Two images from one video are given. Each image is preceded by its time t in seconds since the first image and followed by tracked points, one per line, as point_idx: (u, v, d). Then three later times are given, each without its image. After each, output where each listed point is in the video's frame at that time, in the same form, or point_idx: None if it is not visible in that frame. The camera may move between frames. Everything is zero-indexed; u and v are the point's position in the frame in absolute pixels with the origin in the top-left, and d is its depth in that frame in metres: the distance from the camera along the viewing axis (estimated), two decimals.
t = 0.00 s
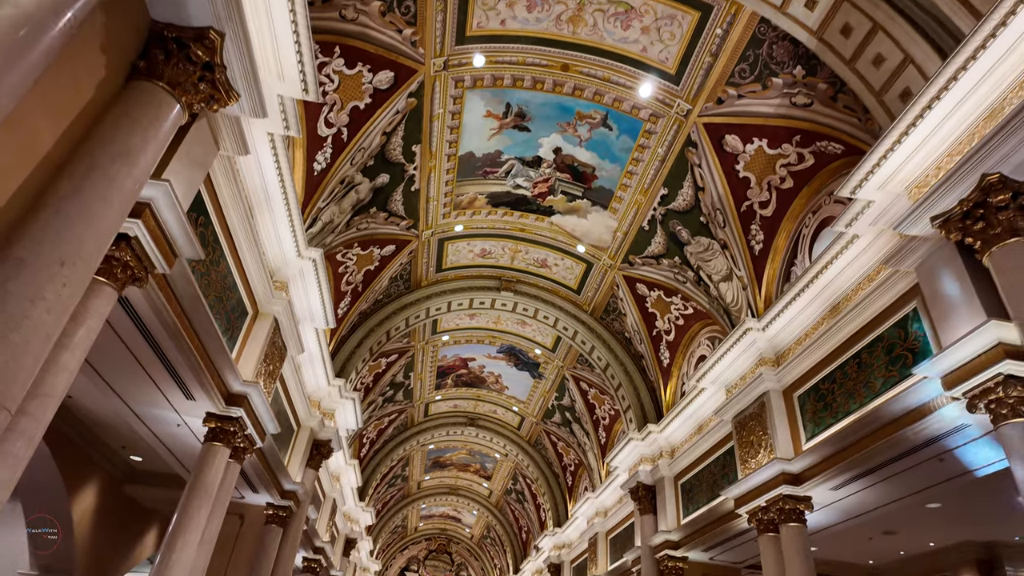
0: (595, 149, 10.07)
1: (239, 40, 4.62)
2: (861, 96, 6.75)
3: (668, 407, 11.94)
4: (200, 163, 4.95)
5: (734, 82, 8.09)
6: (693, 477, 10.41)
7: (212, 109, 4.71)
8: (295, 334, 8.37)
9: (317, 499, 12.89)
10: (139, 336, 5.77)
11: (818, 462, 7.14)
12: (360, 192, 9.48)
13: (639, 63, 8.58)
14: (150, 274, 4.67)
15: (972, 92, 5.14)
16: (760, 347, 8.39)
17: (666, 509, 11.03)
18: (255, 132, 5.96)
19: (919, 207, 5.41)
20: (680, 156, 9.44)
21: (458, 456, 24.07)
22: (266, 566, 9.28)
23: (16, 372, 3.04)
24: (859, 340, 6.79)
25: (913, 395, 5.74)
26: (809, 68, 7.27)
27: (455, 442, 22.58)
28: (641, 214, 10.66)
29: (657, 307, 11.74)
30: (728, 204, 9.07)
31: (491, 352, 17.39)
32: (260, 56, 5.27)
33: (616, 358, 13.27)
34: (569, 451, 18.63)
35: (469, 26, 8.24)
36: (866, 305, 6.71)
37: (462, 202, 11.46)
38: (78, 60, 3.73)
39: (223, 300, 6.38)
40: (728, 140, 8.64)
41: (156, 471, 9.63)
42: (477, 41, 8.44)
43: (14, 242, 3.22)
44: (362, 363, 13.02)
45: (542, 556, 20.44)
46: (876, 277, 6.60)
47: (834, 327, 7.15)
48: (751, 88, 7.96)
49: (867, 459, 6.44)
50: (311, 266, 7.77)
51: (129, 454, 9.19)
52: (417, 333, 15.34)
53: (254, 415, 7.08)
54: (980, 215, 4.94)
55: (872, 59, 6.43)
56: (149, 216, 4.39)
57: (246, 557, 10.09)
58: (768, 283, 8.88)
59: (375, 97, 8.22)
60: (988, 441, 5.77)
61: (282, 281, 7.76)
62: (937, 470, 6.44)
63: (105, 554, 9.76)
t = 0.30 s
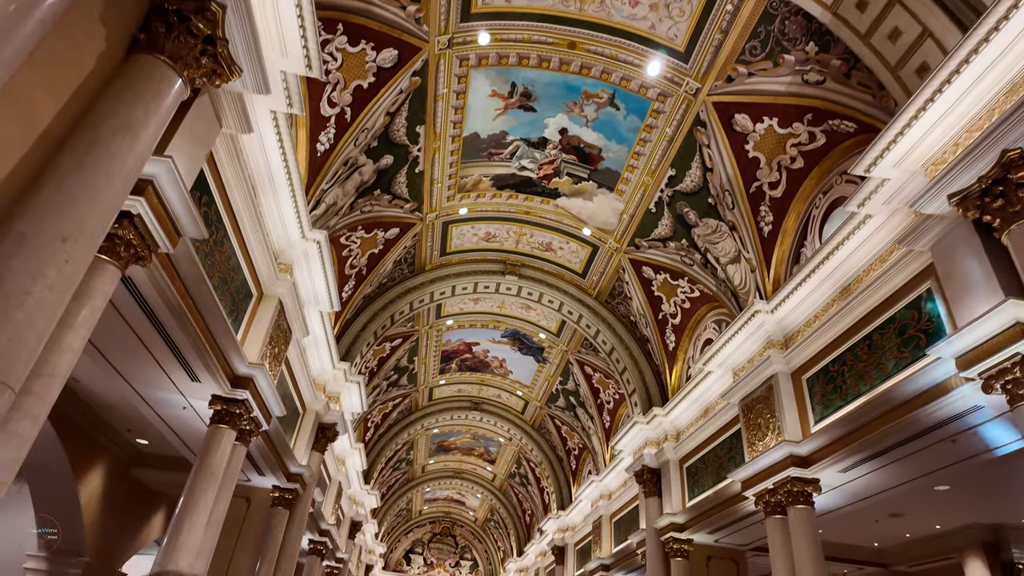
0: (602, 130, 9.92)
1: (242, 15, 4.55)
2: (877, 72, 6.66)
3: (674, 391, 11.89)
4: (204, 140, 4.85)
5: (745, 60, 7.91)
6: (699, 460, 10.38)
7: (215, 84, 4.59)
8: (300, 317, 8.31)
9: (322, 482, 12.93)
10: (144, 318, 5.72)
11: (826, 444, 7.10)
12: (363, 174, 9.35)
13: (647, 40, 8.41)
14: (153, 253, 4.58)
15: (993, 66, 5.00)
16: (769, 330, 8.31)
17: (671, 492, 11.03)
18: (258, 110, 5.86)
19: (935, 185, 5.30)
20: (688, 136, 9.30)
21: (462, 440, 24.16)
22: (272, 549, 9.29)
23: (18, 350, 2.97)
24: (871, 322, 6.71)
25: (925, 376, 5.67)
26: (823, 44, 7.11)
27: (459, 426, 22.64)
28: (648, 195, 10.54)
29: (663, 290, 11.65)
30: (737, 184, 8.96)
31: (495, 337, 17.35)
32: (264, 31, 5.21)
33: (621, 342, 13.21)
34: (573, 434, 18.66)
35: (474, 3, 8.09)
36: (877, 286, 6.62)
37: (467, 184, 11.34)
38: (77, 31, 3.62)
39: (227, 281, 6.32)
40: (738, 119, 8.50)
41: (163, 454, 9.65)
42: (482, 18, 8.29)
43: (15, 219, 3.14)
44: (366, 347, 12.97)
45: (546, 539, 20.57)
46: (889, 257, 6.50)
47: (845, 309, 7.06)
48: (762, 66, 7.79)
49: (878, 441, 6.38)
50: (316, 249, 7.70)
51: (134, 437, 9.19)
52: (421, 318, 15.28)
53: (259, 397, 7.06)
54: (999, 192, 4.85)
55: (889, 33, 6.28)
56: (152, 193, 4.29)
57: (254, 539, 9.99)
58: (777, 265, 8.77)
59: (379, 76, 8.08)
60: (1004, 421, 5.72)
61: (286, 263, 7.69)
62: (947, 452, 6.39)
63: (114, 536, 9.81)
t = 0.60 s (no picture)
0: (605, 111, 9.77)
1: None
2: (887, 49, 6.53)
3: (676, 375, 11.85)
4: (200, 117, 4.73)
5: (751, 38, 7.75)
6: (701, 444, 10.36)
7: (211, 58, 4.56)
8: (300, 300, 8.24)
9: (323, 466, 12.93)
10: (143, 300, 5.62)
11: (831, 427, 7.06)
12: (363, 156, 9.21)
13: (652, 18, 8.24)
14: (150, 232, 4.50)
15: (1009, 39, 4.88)
16: (773, 313, 8.24)
17: (673, 476, 11.02)
18: (256, 87, 5.75)
19: (948, 163, 5.20)
20: (693, 117, 9.16)
21: (463, 426, 24.20)
22: (274, 531, 9.38)
23: (12, 326, 2.89)
24: (878, 303, 6.63)
25: (934, 357, 5.61)
26: (832, 21, 6.96)
27: (460, 412, 22.66)
28: (651, 178, 10.42)
29: (666, 275, 11.57)
30: (742, 166, 8.85)
31: (496, 322, 17.28)
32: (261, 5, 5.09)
33: (623, 327, 13.14)
34: (574, 420, 18.67)
35: None
36: (885, 268, 6.53)
37: (468, 167, 11.21)
38: None
39: (227, 263, 6.24)
40: (744, 100, 8.36)
41: (163, 439, 9.61)
42: None
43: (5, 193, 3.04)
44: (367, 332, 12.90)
45: (547, 523, 20.68)
46: (897, 238, 6.41)
47: (851, 291, 6.99)
48: (769, 44, 7.64)
49: (884, 424, 6.34)
50: (316, 231, 7.61)
51: (135, 421, 9.16)
52: (422, 303, 15.19)
53: (260, 380, 7.02)
54: (1015, 168, 4.78)
55: (901, 9, 6.17)
56: (147, 168, 4.18)
57: (255, 523, 10.02)
58: (782, 248, 8.68)
59: (379, 55, 7.92)
60: (1010, 403, 5.69)
61: (286, 245, 7.60)
62: (954, 435, 6.35)
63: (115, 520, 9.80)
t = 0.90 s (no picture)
0: (608, 88, 9.58)
1: None
2: (898, 19, 6.39)
3: (677, 357, 11.78)
4: (193, 87, 4.59)
5: (758, 11, 7.55)
6: (703, 425, 10.32)
7: (204, 25, 4.43)
8: (298, 280, 8.14)
9: (324, 448, 12.92)
10: (138, 278, 5.51)
11: (835, 407, 7.00)
12: (361, 133, 9.04)
13: None
14: (143, 204, 4.39)
15: None
16: (777, 292, 8.15)
17: (674, 457, 11.01)
18: (251, 57, 5.60)
19: (961, 135, 5.07)
20: (697, 94, 9.00)
21: (464, 409, 24.25)
22: (276, 512, 9.39)
23: None
24: (885, 281, 6.53)
25: (941, 335, 5.53)
26: None
27: (461, 395, 22.67)
28: (654, 157, 10.26)
29: (668, 256, 11.46)
30: (747, 143, 8.70)
31: (497, 305, 17.19)
32: None
33: (624, 308, 13.05)
34: (574, 402, 18.67)
35: None
36: (893, 245, 6.43)
37: (468, 146, 11.04)
38: None
39: (223, 240, 6.13)
40: (749, 75, 8.19)
41: (163, 420, 9.56)
42: None
43: None
44: (367, 314, 12.80)
45: (547, 505, 20.78)
46: (906, 214, 6.30)
47: (858, 269, 6.89)
48: (776, 17, 7.45)
49: (889, 402, 6.28)
50: (314, 209, 7.49)
51: (134, 403, 9.10)
52: (422, 286, 15.08)
53: (259, 359, 6.95)
54: None
55: None
56: (138, 137, 4.06)
57: (257, 503, 10.00)
58: (787, 227, 8.56)
59: (377, 28, 7.74)
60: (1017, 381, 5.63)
61: (283, 224, 7.48)
62: (960, 413, 6.29)
63: (115, 500, 9.80)
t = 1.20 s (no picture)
0: (611, 66, 9.38)
1: None
2: None
3: (681, 341, 11.67)
4: (182, 58, 4.43)
5: None
6: (706, 408, 10.23)
7: None
8: (297, 262, 8.02)
9: (326, 432, 12.88)
10: (131, 258, 5.40)
11: (842, 388, 6.90)
12: (360, 113, 8.87)
13: None
14: (133, 179, 4.29)
15: None
16: (784, 274, 8.02)
17: (677, 441, 10.94)
18: (243, 30, 5.44)
19: (977, 107, 4.90)
20: (703, 71, 8.80)
21: (466, 395, 24.24)
22: (277, 496, 9.37)
23: None
24: (894, 261, 6.39)
25: (953, 314, 5.41)
26: None
27: (463, 380, 22.65)
28: (659, 137, 10.09)
29: (672, 239, 11.31)
30: (753, 121, 8.52)
31: (499, 290, 17.08)
32: None
33: (627, 292, 12.91)
34: (576, 387, 18.62)
35: None
36: (903, 223, 6.28)
37: (468, 127, 10.85)
38: None
39: (217, 219, 6.01)
40: (756, 51, 7.98)
41: (163, 404, 9.50)
42: None
43: None
44: (368, 298, 12.69)
45: (550, 489, 20.81)
46: (917, 191, 6.15)
47: (866, 248, 6.75)
48: None
49: (897, 383, 6.17)
50: (311, 188, 7.36)
51: (133, 387, 9.04)
52: (423, 270, 14.96)
53: (256, 341, 6.86)
54: None
55: None
56: (125, 108, 3.90)
57: (258, 487, 9.98)
58: (794, 207, 8.40)
59: (374, 4, 7.55)
60: None
61: (280, 204, 7.35)
62: (970, 395, 6.19)
63: (116, 484, 9.77)
